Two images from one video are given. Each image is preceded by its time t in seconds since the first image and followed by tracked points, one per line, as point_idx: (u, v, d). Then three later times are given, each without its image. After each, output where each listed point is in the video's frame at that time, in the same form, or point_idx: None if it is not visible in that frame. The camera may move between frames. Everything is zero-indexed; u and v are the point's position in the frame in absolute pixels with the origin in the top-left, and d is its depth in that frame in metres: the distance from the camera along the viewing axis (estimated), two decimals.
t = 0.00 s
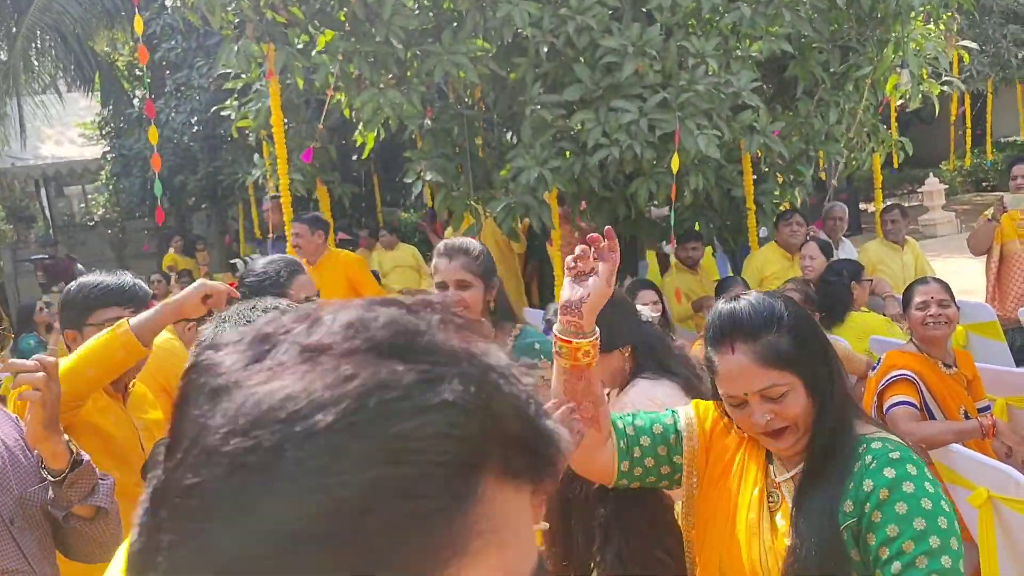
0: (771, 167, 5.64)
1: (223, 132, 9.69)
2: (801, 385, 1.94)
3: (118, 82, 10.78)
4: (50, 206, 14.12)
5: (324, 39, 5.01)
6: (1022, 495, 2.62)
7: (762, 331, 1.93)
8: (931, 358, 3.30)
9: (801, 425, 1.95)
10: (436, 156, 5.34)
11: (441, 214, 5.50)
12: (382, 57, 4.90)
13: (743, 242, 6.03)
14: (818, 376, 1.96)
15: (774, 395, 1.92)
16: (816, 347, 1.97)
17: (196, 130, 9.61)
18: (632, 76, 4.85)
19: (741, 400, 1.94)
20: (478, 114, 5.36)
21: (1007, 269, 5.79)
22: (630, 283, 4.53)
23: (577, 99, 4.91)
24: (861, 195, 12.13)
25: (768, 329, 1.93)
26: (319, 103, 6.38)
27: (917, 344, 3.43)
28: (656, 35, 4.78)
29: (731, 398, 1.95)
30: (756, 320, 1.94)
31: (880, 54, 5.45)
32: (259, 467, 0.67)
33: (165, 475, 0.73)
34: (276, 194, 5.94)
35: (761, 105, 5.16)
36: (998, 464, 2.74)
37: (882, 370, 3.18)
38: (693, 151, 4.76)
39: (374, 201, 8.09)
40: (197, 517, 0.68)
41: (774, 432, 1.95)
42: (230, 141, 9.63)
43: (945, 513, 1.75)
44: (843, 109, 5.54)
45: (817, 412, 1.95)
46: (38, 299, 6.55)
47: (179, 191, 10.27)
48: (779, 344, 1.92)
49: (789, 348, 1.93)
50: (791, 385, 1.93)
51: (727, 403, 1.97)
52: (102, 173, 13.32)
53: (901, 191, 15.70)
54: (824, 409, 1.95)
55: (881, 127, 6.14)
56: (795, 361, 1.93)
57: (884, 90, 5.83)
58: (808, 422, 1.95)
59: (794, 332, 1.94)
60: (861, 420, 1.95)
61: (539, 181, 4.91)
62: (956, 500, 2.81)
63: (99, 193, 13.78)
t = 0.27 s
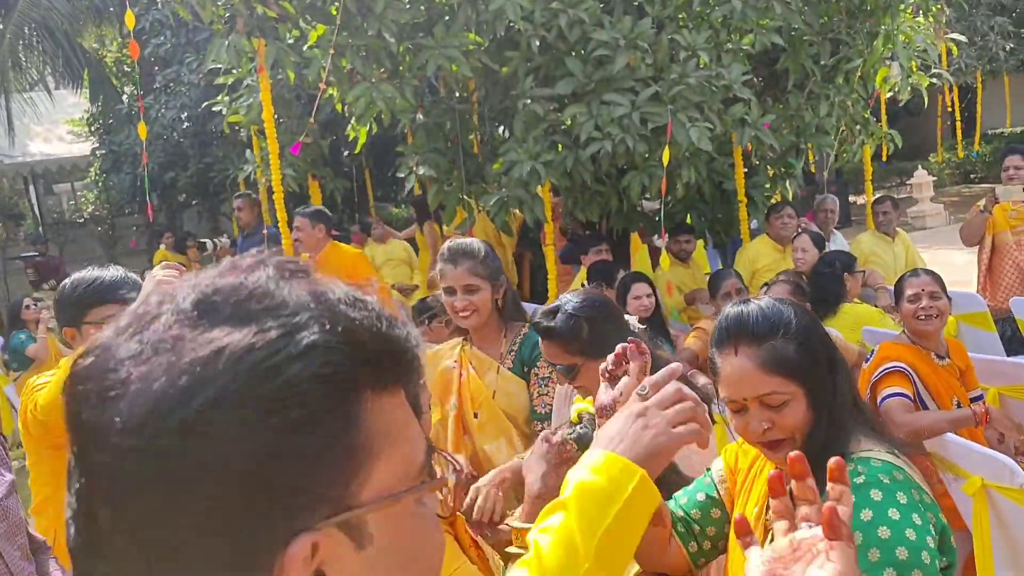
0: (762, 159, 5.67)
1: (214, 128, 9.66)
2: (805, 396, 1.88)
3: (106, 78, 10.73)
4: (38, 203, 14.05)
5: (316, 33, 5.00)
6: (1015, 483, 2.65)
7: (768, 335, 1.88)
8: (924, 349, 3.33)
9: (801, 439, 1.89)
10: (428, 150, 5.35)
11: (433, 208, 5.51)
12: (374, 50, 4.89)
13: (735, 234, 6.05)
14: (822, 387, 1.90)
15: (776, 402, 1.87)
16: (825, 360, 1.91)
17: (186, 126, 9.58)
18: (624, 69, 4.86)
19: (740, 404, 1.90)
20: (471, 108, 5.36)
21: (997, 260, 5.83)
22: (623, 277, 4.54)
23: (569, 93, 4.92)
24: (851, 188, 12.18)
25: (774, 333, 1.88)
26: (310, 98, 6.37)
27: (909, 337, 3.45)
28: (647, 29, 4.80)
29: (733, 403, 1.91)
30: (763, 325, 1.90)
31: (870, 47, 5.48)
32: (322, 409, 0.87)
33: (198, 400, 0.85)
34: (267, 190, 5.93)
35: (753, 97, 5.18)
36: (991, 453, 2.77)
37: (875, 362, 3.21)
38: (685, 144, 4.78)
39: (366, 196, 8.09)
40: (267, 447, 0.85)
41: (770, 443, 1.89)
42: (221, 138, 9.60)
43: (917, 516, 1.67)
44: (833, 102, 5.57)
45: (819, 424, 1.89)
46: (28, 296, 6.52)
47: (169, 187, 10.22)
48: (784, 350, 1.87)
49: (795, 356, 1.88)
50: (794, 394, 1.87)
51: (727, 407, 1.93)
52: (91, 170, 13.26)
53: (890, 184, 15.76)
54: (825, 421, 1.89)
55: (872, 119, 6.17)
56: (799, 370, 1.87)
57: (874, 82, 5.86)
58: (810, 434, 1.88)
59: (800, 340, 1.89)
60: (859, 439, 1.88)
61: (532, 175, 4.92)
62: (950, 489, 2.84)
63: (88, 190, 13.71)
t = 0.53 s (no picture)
0: (757, 151, 5.66)
1: (207, 116, 9.61)
2: (812, 395, 1.85)
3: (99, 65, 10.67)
4: (29, 190, 13.97)
5: (311, 20, 4.97)
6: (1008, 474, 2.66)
7: (773, 333, 1.84)
8: (918, 342, 3.34)
9: (809, 437, 1.86)
10: (423, 140, 5.33)
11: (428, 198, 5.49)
12: (369, 38, 4.87)
13: (730, 226, 6.05)
14: (830, 383, 1.85)
15: (783, 403, 1.84)
16: (834, 356, 1.86)
17: (179, 113, 9.54)
18: (620, 59, 4.85)
19: (747, 403, 1.87)
20: (466, 97, 5.34)
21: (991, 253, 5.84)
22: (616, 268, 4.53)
23: (565, 82, 4.90)
24: (845, 181, 12.18)
25: (781, 331, 1.84)
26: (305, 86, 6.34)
27: (902, 329, 3.46)
28: (644, 18, 4.78)
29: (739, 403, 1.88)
30: (769, 322, 1.86)
31: (866, 39, 5.47)
32: (331, 402, 0.94)
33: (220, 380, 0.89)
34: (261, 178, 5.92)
35: (749, 89, 5.17)
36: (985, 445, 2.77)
37: (869, 354, 3.21)
38: (681, 135, 4.77)
39: (360, 185, 8.06)
40: (273, 443, 0.90)
41: (779, 441, 1.87)
42: (214, 125, 9.56)
43: (935, 529, 1.66)
44: (829, 94, 5.56)
45: (829, 423, 1.85)
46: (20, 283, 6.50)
47: (161, 175, 10.17)
48: (790, 349, 1.83)
49: (802, 354, 1.83)
50: (801, 393, 1.84)
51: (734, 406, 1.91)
52: (83, 157, 13.18)
53: (884, 177, 15.77)
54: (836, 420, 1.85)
55: (867, 112, 6.17)
56: (806, 368, 1.83)
57: (870, 75, 5.85)
58: (818, 432, 1.85)
59: (807, 337, 1.84)
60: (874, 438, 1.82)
61: (527, 164, 4.91)
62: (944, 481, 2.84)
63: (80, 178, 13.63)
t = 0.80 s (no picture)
0: (814, 155, 5.60)
1: (264, 112, 9.77)
2: (872, 387, 1.87)
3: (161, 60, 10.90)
4: (90, 181, 14.32)
5: (371, 18, 5.04)
6: None
7: (832, 324, 1.87)
8: (978, 349, 3.29)
9: (872, 427, 1.90)
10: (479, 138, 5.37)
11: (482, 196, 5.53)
12: (428, 36, 4.92)
13: (784, 230, 6.00)
14: (892, 373, 1.86)
15: (842, 393, 1.88)
16: (898, 348, 1.86)
17: (237, 108, 9.71)
18: (678, 60, 4.84)
19: (808, 392, 1.93)
20: (522, 97, 5.37)
21: None
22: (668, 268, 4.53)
23: (621, 83, 4.91)
24: (902, 190, 11.97)
25: (839, 322, 1.87)
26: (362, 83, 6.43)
27: (962, 336, 3.41)
28: (703, 20, 4.77)
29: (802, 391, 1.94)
30: (828, 313, 1.89)
31: (929, 44, 5.38)
32: (481, 293, 0.96)
33: (385, 261, 0.93)
34: (318, 173, 6.00)
35: (807, 92, 5.13)
36: None
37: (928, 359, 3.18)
38: (737, 137, 4.75)
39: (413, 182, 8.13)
40: (431, 316, 0.93)
41: (842, 428, 1.92)
42: (271, 121, 9.71)
43: (968, 528, 1.62)
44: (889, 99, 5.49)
45: (890, 415, 1.86)
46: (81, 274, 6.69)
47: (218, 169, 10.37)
48: (849, 341, 1.85)
49: (860, 347, 1.85)
50: (859, 385, 1.87)
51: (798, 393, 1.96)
52: (142, 151, 13.48)
53: (942, 188, 15.47)
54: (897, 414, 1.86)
55: (928, 118, 6.07)
56: (865, 361, 1.85)
57: (932, 80, 5.76)
58: (879, 423, 1.88)
59: (866, 330, 1.85)
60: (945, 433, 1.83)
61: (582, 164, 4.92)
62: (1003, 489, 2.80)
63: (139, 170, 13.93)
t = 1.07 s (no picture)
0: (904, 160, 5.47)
1: (348, 107, 9.96)
2: (970, 393, 1.83)
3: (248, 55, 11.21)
4: (177, 171, 14.78)
5: (459, 16, 5.09)
6: None
7: (939, 324, 1.84)
8: None
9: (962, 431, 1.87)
10: (562, 136, 5.39)
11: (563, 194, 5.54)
12: (515, 34, 4.95)
13: (870, 236, 5.87)
14: (991, 382, 1.83)
15: (939, 395, 1.85)
16: (1004, 350, 1.83)
17: (322, 102, 9.93)
18: (767, 61, 4.78)
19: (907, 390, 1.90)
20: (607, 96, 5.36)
21: None
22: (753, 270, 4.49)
23: (708, 83, 4.87)
24: (995, 198, 11.65)
25: (946, 322, 1.83)
26: (447, 80, 6.50)
27: None
28: (794, 21, 4.70)
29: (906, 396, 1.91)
30: (934, 313, 1.85)
31: None
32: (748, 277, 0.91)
33: (657, 252, 0.87)
34: (402, 168, 6.11)
35: (900, 96, 5.01)
36: None
37: None
38: (826, 141, 4.67)
39: (493, 179, 8.20)
40: (695, 340, 0.87)
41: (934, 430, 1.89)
42: (354, 116, 9.89)
43: None
44: (985, 105, 5.33)
45: (983, 421, 1.84)
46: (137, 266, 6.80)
47: (301, 162, 10.62)
48: (955, 344, 1.82)
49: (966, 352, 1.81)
50: (955, 390, 1.84)
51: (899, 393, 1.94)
52: (228, 143, 13.85)
53: None
54: (994, 420, 1.84)
55: None
56: (970, 366, 1.81)
57: None
58: (973, 428, 1.85)
59: (974, 332, 1.81)
60: None
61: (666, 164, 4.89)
62: None
63: (224, 162, 14.33)
